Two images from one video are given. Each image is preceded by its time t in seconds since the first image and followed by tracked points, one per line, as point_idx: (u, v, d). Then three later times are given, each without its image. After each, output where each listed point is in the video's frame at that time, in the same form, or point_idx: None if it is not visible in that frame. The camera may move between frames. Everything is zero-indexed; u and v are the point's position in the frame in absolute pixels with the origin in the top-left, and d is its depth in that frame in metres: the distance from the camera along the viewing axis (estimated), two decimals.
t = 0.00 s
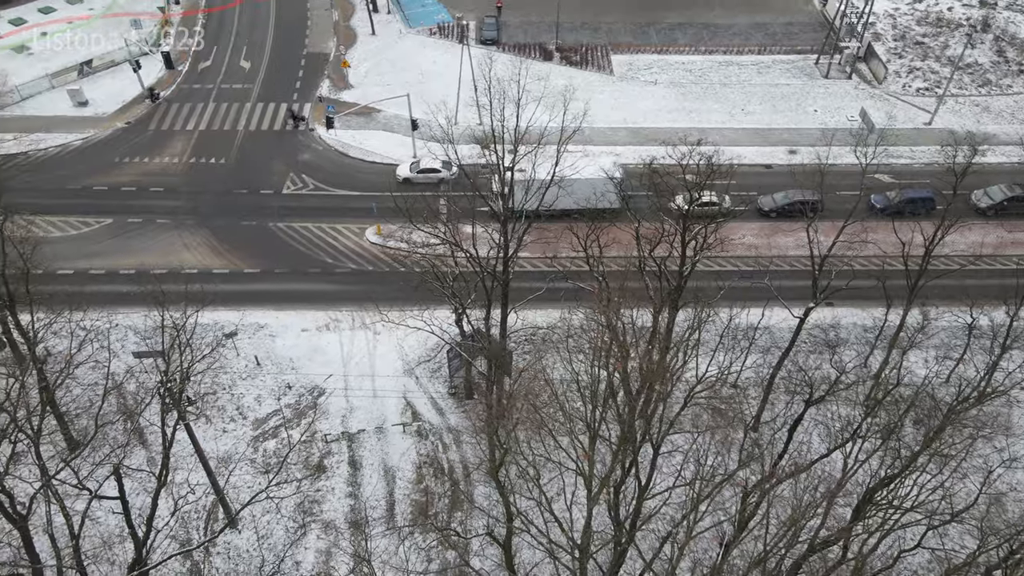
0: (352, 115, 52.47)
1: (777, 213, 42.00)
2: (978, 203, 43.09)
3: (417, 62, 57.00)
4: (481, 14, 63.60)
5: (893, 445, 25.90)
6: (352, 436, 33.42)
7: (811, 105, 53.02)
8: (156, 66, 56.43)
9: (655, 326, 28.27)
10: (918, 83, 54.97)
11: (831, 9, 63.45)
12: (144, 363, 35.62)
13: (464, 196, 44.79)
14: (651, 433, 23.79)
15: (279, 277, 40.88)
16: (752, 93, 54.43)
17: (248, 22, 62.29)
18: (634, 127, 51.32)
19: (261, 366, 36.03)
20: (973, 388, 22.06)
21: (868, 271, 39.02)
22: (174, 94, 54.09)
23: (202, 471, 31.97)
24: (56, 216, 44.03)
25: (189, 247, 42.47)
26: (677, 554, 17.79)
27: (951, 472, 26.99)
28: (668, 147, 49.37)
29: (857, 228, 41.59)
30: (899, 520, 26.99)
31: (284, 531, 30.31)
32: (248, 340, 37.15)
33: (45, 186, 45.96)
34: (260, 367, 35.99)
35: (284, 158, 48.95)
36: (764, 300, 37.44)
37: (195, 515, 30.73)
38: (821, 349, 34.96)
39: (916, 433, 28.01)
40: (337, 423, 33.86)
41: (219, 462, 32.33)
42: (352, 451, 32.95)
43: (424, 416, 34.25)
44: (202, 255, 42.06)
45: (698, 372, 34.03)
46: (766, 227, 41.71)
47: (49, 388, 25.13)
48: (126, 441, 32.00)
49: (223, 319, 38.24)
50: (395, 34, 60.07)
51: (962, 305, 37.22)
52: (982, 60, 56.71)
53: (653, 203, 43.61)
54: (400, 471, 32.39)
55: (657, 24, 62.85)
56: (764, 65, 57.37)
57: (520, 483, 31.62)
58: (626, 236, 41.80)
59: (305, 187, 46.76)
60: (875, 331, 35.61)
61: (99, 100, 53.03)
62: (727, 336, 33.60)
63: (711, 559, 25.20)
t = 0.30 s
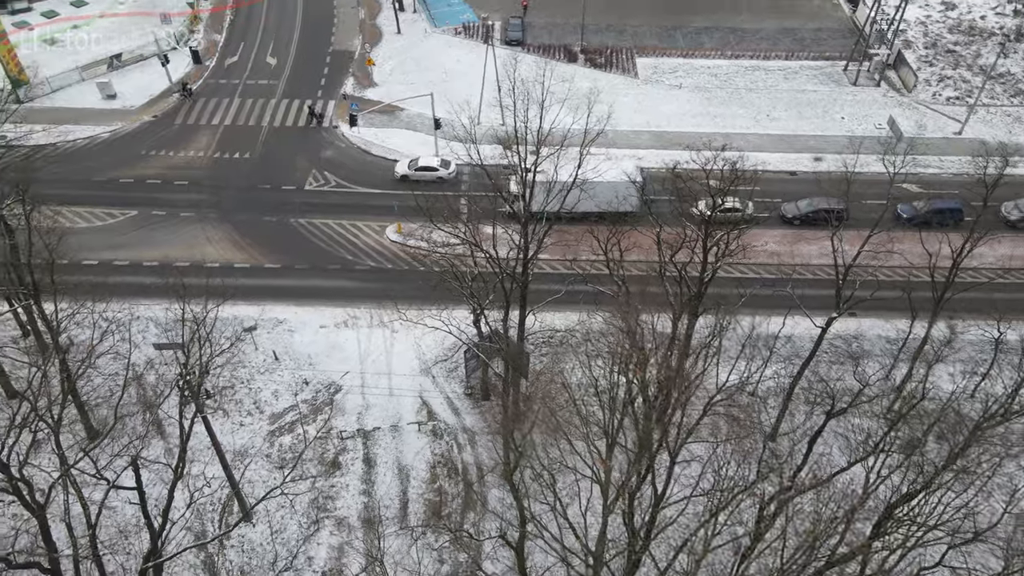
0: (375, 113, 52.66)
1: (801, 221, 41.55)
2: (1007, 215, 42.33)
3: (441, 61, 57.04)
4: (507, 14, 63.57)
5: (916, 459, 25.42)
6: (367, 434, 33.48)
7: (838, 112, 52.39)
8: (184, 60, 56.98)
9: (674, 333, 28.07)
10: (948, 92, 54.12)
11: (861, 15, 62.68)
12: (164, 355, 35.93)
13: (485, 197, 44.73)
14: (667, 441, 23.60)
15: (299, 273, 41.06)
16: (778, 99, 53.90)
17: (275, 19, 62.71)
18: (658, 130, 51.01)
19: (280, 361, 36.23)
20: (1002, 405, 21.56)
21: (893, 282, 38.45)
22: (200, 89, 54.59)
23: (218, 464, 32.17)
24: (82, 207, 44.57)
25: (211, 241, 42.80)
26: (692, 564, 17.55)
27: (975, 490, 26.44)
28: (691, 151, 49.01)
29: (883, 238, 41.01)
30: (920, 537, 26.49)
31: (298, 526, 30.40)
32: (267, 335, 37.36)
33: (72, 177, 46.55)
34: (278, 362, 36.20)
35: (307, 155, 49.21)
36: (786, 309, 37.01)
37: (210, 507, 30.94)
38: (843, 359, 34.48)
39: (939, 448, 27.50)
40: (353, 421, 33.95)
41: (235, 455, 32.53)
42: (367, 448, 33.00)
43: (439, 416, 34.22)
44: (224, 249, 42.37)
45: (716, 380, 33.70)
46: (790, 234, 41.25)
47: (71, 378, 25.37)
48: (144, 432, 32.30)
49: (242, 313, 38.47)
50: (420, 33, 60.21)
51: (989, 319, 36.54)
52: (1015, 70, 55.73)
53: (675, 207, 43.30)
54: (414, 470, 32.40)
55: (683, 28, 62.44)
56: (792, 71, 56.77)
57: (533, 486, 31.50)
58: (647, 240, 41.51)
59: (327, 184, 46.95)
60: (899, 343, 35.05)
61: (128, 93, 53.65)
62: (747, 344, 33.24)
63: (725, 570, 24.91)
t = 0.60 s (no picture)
0: (396, 112, 52.74)
1: (823, 229, 41.09)
2: None
3: (463, 62, 56.99)
4: (530, 16, 63.45)
5: (939, 474, 24.96)
6: (381, 433, 33.47)
7: (863, 119, 51.76)
8: (209, 57, 57.38)
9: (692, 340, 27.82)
10: (977, 100, 53.30)
11: (888, 22, 61.94)
12: (183, 350, 36.16)
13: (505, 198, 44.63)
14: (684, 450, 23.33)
15: (317, 271, 41.14)
16: (802, 105, 53.35)
17: (299, 17, 62.99)
18: (680, 135, 50.66)
19: (296, 358, 36.33)
20: None
21: (917, 293, 37.89)
22: (224, 85, 54.92)
23: (233, 461, 32.29)
24: (105, 200, 44.97)
25: (231, 237, 43.01)
26: None
27: (999, 507, 25.92)
28: (713, 156, 48.64)
29: (907, 248, 40.43)
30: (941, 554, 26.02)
31: (311, 524, 30.44)
32: (284, 332, 37.45)
33: (96, 170, 46.99)
34: (295, 359, 36.29)
35: (328, 152, 49.36)
36: (806, 318, 36.57)
37: (225, 502, 31.06)
38: (864, 371, 34.03)
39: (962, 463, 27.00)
40: (368, 420, 33.96)
41: (250, 451, 32.65)
42: (381, 447, 32.99)
43: (454, 417, 34.15)
44: (243, 245, 42.55)
45: (735, 389, 33.34)
46: (812, 242, 40.79)
47: (91, 372, 25.60)
48: (161, 427, 32.52)
49: (260, 309, 38.62)
50: (443, 33, 60.27)
51: (1015, 333, 35.89)
52: None
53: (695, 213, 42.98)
54: (427, 470, 32.34)
55: (707, 32, 61.99)
56: (817, 77, 56.18)
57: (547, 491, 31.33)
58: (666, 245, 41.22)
59: (347, 182, 47.05)
60: (921, 355, 34.52)
61: (152, 88, 54.09)
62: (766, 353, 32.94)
63: None
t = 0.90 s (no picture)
0: (414, 112, 52.71)
1: (842, 237, 40.64)
2: None
3: (481, 63, 56.85)
4: (549, 17, 63.25)
5: (960, 489, 24.56)
6: (394, 435, 33.38)
7: (885, 126, 51.18)
8: (228, 55, 57.56)
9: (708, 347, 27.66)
10: (1001, 108, 52.59)
11: (911, 27, 61.26)
12: (198, 348, 36.26)
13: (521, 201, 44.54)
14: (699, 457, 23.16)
15: (332, 270, 41.11)
16: (822, 111, 52.85)
17: (319, 16, 63.11)
18: (698, 139, 50.29)
19: (310, 358, 36.30)
20: None
21: (939, 303, 37.34)
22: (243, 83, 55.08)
23: (246, 460, 32.32)
24: (123, 197, 45.19)
25: (247, 236, 43.07)
26: None
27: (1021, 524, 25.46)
28: (733, 162, 48.28)
29: (929, 258, 39.86)
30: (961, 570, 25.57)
31: (322, 525, 30.37)
32: (298, 331, 37.44)
33: (115, 167, 47.24)
34: (309, 359, 36.27)
35: (345, 152, 49.38)
36: (825, 327, 36.12)
37: (237, 501, 31.07)
38: (882, 381, 33.58)
39: (984, 478, 26.53)
40: (380, 421, 33.87)
41: (262, 451, 32.69)
42: (393, 449, 32.90)
43: (466, 420, 34.02)
44: (259, 244, 42.62)
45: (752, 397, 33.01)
46: (831, 250, 40.34)
47: (108, 370, 25.71)
48: (176, 424, 32.60)
49: (275, 308, 38.64)
50: (461, 34, 60.22)
51: None
52: None
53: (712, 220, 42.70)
54: (440, 473, 32.20)
55: (727, 35, 61.55)
56: (838, 82, 55.63)
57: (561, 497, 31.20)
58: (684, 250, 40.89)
59: (363, 182, 47.04)
60: (942, 367, 34.02)
61: (172, 85, 54.33)
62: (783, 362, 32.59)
63: None
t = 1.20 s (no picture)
0: (429, 113, 52.61)
1: (861, 245, 40.20)
2: None
3: (497, 65, 56.67)
4: (565, 19, 63.01)
5: (980, 506, 24.18)
6: (406, 438, 33.23)
7: (905, 132, 50.61)
8: (245, 54, 57.65)
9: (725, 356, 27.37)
10: None
11: (933, 33, 60.57)
12: (212, 347, 36.27)
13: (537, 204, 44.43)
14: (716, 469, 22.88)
15: (346, 271, 41.03)
16: (841, 116, 52.35)
17: (336, 15, 63.11)
18: (715, 143, 49.92)
19: (323, 359, 36.21)
20: None
21: (961, 314, 36.81)
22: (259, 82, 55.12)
23: (258, 461, 32.28)
24: (139, 195, 45.30)
25: (262, 235, 43.08)
26: None
27: None
28: (750, 167, 47.91)
29: (953, 268, 39.25)
30: None
31: (333, 527, 30.26)
32: (311, 332, 37.37)
33: (132, 164, 47.38)
34: (322, 360, 36.18)
35: (360, 152, 49.31)
36: (843, 336, 35.69)
37: (248, 502, 31.01)
38: (901, 392, 33.13)
39: (1004, 494, 26.11)
40: (392, 424, 33.72)
41: (275, 452, 32.65)
42: (405, 453, 32.74)
43: (479, 424, 33.83)
44: (274, 244, 42.59)
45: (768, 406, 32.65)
46: (849, 258, 39.90)
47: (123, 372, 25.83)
48: (189, 424, 32.61)
49: (288, 308, 38.59)
50: (478, 35, 60.08)
51: None
52: None
53: (730, 226, 42.33)
54: (451, 478, 32.03)
55: (745, 39, 61.07)
56: (857, 88, 55.07)
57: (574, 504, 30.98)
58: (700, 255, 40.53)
59: (378, 183, 46.94)
60: (961, 379, 33.53)
61: (189, 84, 54.43)
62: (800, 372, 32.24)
63: None
